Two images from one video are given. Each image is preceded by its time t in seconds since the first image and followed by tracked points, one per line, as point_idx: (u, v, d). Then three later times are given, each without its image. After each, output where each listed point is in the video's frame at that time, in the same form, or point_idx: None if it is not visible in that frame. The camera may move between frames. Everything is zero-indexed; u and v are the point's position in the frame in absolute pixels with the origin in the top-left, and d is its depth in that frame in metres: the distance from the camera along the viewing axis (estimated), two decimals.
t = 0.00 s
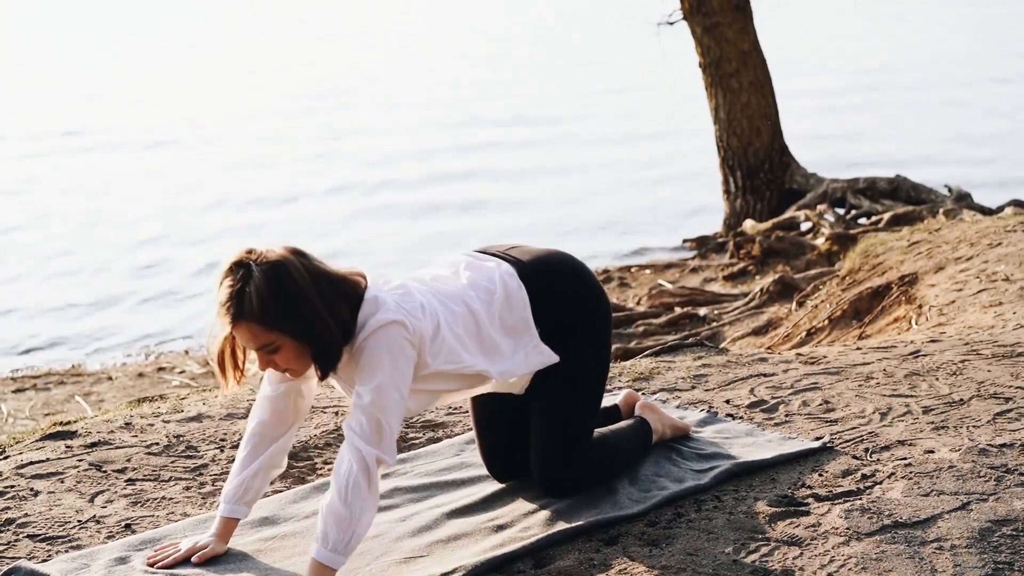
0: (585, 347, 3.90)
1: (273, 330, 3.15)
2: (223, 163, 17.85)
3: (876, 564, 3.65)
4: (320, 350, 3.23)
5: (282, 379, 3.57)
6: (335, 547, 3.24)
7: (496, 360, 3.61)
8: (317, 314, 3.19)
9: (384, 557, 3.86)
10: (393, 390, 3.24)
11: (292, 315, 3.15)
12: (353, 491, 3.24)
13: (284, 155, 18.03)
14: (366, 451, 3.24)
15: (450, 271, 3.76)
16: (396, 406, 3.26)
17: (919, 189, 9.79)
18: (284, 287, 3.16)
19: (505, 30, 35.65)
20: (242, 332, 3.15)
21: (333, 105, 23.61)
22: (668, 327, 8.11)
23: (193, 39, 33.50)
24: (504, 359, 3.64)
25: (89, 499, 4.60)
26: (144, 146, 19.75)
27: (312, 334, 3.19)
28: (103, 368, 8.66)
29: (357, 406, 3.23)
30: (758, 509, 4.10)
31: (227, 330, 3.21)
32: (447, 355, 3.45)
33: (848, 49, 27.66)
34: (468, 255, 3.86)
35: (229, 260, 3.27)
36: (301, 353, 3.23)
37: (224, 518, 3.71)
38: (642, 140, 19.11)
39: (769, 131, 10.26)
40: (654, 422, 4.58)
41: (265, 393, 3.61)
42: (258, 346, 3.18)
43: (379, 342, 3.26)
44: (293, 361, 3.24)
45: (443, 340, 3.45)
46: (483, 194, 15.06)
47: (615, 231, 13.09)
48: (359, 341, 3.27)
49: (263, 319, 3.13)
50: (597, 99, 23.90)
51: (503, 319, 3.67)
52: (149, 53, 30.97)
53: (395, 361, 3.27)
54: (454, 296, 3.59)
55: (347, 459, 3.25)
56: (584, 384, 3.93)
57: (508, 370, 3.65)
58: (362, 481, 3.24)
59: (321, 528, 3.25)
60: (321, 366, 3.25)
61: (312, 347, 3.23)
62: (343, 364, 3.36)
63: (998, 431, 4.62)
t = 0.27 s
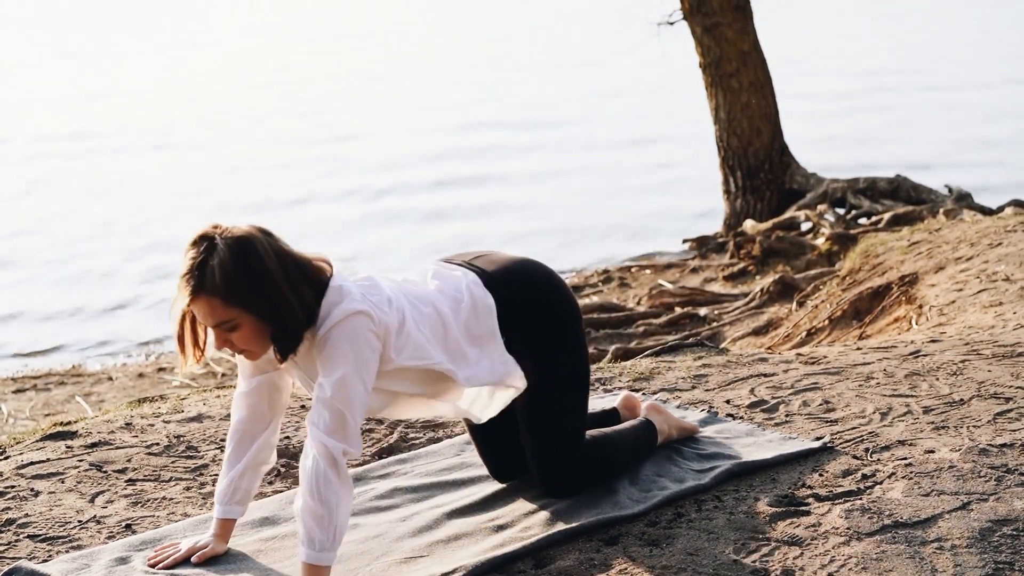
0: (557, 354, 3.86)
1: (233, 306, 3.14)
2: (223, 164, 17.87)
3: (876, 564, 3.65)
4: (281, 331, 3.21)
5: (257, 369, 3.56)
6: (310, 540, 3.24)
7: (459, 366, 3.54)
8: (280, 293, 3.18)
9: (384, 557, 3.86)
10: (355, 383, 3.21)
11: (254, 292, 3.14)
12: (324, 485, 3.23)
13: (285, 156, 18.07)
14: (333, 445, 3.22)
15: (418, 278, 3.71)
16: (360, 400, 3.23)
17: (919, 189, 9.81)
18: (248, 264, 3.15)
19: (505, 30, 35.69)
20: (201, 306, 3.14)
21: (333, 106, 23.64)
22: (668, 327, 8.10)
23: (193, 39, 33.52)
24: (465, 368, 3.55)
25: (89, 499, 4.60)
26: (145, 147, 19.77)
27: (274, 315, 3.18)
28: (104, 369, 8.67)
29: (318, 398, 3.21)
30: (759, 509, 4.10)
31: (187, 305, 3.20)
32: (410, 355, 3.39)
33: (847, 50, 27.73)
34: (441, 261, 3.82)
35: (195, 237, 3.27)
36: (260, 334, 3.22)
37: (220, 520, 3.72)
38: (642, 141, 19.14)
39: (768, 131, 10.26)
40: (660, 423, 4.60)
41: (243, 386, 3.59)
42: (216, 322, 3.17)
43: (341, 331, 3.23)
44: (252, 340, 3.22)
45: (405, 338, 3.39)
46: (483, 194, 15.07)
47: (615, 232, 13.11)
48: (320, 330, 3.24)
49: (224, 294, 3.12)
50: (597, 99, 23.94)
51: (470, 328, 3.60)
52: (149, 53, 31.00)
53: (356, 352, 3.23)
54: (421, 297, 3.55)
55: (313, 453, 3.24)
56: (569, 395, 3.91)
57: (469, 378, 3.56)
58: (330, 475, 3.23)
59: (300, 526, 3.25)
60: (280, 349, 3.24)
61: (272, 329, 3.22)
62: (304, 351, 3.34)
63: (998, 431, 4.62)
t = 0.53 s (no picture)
0: (521, 374, 3.77)
1: (198, 286, 3.10)
2: (224, 164, 17.89)
3: (878, 564, 3.65)
4: (247, 316, 3.18)
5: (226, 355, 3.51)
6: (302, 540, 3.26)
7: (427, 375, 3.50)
8: (246, 277, 3.15)
9: (386, 557, 3.86)
10: (335, 383, 3.21)
11: (220, 273, 3.11)
12: (310, 484, 3.23)
13: (286, 157, 18.08)
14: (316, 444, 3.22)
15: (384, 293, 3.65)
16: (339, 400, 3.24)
17: (921, 189, 9.81)
18: (216, 244, 3.12)
19: (505, 30, 35.75)
20: (166, 285, 3.11)
21: (334, 106, 23.69)
22: (670, 327, 8.09)
23: (193, 39, 33.51)
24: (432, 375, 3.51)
25: (91, 499, 4.59)
26: (146, 147, 19.81)
27: (241, 299, 3.15)
28: (106, 368, 8.67)
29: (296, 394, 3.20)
30: (761, 508, 4.10)
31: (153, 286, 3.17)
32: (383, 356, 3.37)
33: (848, 50, 27.76)
34: (402, 280, 3.79)
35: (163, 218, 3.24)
36: (225, 319, 3.18)
37: (217, 521, 3.73)
38: (643, 141, 19.16)
39: (770, 130, 10.25)
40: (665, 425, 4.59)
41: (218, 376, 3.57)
42: (180, 303, 3.12)
43: (316, 327, 3.21)
44: (216, 324, 3.18)
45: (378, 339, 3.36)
46: (485, 194, 15.07)
47: (617, 233, 13.11)
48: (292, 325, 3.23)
49: (190, 274, 3.09)
50: (597, 99, 23.96)
51: (436, 343, 3.56)
52: (150, 53, 31.04)
53: (332, 349, 3.22)
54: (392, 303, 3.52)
55: (294, 452, 3.23)
56: (544, 410, 3.82)
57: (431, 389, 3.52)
58: (315, 475, 3.24)
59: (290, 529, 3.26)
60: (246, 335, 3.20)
61: (238, 314, 3.18)
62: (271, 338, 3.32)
63: (1000, 430, 4.61)
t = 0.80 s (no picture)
0: (501, 396, 3.75)
1: (181, 272, 3.08)
2: (227, 164, 17.89)
3: (884, 564, 3.63)
4: (228, 304, 3.16)
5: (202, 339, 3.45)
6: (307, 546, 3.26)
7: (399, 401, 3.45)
8: (229, 265, 3.12)
9: (391, 556, 3.85)
10: (331, 386, 3.21)
11: (203, 259, 3.08)
12: (311, 487, 3.22)
13: (288, 158, 18.09)
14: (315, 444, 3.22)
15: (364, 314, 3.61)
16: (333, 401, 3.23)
17: (927, 189, 9.80)
18: (200, 230, 3.09)
19: (506, 30, 35.80)
20: (148, 270, 3.08)
21: (336, 106, 23.75)
22: (675, 326, 8.08)
23: (194, 39, 33.52)
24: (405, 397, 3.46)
25: (96, 499, 4.59)
26: (149, 146, 19.85)
27: (222, 287, 3.13)
28: (110, 367, 8.67)
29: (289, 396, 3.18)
30: (767, 508, 4.08)
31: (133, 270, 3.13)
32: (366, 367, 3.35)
33: (849, 52, 27.80)
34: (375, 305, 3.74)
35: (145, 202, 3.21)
36: (205, 306, 3.15)
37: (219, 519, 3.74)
38: (645, 141, 19.14)
39: (776, 130, 10.24)
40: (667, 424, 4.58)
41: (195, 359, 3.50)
42: (161, 288, 3.10)
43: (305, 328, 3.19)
44: (197, 311, 3.15)
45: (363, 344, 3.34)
46: (489, 194, 15.08)
47: (621, 232, 13.11)
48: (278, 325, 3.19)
49: (174, 259, 3.06)
50: (599, 99, 23.96)
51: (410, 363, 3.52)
52: (152, 52, 31.12)
53: (323, 349, 3.21)
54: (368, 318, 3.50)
55: (292, 457, 3.22)
56: (528, 424, 3.82)
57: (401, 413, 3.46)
58: (315, 478, 3.23)
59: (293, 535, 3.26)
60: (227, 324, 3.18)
61: (221, 301, 3.16)
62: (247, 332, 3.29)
63: (1007, 430, 4.60)
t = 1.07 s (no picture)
0: (492, 430, 3.75)
1: (176, 256, 3.10)
2: (229, 165, 17.91)
3: (887, 564, 3.63)
4: (223, 289, 3.18)
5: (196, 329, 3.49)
6: (310, 547, 3.26)
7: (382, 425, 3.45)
8: (224, 252, 3.14)
9: (393, 556, 3.85)
10: (326, 388, 3.24)
11: (200, 246, 3.11)
12: (310, 488, 3.23)
13: (290, 158, 18.11)
14: (314, 445, 3.24)
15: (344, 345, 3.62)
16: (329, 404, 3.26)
17: (930, 188, 9.79)
18: (197, 216, 3.12)
19: (506, 30, 35.84)
20: (146, 254, 3.10)
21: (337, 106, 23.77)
22: (677, 326, 8.07)
23: (194, 39, 33.52)
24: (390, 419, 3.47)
25: (98, 499, 4.59)
26: (150, 146, 19.88)
27: (218, 272, 3.15)
28: (113, 367, 8.68)
29: (284, 398, 3.19)
30: (770, 508, 4.08)
31: (129, 255, 3.15)
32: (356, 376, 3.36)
33: (848, 52, 27.85)
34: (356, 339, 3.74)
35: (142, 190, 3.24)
36: (200, 293, 3.17)
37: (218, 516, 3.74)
38: (646, 140, 19.15)
39: (778, 130, 10.23)
40: (669, 421, 4.59)
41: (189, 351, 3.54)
42: (155, 275, 3.12)
43: (300, 329, 3.21)
44: (191, 299, 3.17)
45: (353, 352, 3.36)
46: (491, 193, 15.09)
47: (623, 232, 13.10)
48: (271, 327, 3.20)
49: (170, 245, 3.09)
50: (599, 98, 23.99)
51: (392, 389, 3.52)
52: (152, 52, 31.17)
53: (318, 353, 3.23)
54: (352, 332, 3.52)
55: (290, 459, 3.21)
56: (517, 453, 3.83)
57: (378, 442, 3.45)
58: (315, 477, 3.24)
59: (294, 536, 3.25)
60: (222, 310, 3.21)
61: (214, 288, 3.18)
62: (237, 327, 3.31)
63: (1009, 431, 4.59)
